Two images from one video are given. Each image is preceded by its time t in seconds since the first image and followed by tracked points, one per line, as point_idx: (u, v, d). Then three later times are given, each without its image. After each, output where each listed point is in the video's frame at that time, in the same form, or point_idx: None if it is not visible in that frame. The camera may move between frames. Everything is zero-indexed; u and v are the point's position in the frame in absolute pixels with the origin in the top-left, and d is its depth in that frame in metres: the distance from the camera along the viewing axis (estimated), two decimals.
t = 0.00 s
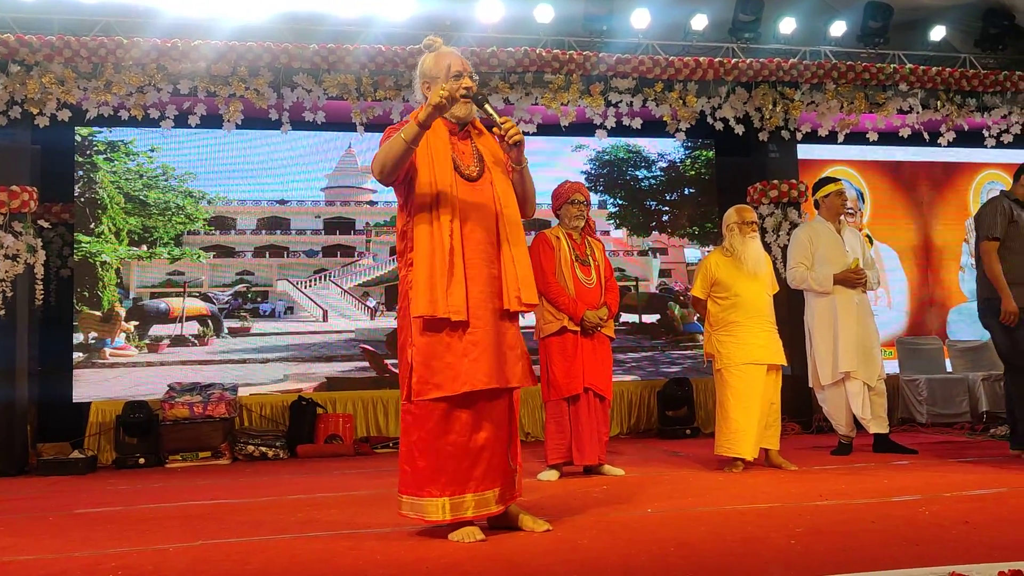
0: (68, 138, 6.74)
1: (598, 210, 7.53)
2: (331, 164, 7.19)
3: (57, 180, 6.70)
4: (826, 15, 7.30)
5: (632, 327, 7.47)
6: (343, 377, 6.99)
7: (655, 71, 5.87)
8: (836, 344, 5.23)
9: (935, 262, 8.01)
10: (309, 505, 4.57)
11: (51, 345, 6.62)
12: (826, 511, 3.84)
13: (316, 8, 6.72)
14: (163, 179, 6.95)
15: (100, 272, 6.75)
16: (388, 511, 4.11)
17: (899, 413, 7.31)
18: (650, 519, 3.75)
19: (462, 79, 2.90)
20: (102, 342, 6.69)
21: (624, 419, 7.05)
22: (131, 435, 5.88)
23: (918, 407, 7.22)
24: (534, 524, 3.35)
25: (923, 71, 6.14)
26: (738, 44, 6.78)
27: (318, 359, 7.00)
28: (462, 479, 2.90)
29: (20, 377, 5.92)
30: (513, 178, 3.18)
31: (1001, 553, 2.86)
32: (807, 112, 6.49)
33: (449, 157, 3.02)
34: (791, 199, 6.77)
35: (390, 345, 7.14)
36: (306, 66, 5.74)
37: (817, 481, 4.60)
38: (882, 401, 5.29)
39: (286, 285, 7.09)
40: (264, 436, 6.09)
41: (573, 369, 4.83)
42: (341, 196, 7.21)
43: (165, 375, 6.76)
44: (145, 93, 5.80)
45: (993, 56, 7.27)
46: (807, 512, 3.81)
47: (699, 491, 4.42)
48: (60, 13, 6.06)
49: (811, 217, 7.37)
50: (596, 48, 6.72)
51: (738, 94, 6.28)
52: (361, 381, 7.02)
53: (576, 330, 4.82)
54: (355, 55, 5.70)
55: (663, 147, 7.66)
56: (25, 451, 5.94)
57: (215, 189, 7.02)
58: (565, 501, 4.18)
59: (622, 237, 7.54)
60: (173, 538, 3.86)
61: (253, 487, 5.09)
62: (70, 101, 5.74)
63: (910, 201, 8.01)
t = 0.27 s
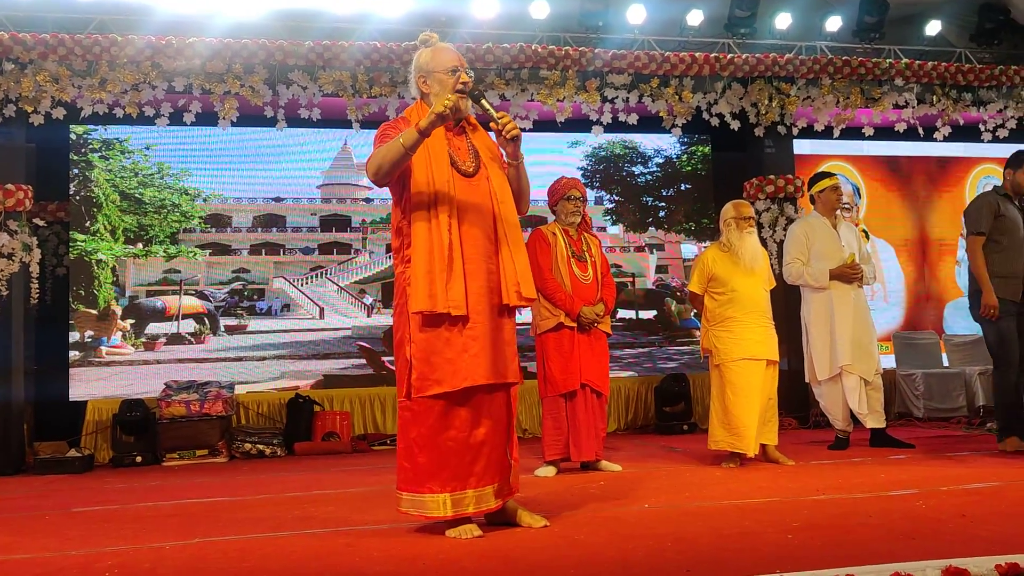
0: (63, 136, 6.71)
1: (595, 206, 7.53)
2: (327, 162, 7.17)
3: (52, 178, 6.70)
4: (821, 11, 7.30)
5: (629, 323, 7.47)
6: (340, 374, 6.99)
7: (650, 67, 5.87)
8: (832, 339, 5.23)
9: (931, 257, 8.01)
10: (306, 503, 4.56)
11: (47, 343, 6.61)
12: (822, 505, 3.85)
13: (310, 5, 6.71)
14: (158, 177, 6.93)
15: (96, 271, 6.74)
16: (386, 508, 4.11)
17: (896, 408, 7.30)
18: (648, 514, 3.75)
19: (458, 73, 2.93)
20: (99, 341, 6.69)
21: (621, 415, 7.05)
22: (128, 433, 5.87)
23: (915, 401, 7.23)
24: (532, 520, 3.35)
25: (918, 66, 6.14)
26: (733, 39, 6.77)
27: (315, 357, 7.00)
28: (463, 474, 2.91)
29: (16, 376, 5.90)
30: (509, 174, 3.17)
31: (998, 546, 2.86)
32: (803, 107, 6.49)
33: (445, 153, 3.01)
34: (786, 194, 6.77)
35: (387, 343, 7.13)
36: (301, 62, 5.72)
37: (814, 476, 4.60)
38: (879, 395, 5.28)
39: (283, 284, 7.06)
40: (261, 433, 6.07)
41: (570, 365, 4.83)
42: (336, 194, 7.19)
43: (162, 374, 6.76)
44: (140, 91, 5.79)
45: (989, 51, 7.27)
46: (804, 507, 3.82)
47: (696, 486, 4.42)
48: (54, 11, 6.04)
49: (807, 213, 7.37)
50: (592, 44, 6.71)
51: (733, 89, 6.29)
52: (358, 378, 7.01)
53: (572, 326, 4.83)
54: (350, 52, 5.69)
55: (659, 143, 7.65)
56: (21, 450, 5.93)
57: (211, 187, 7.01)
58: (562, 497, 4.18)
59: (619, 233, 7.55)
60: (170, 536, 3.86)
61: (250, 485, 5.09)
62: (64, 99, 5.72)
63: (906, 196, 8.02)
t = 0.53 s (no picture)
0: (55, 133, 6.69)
1: (589, 202, 7.53)
2: (321, 158, 7.15)
3: (44, 173, 6.71)
4: (814, 5, 7.30)
5: (624, 319, 7.46)
6: (334, 371, 7.00)
7: (644, 62, 5.86)
8: (826, 333, 5.23)
9: (924, 251, 8.03)
10: (301, 500, 4.55)
11: (40, 341, 6.61)
12: (817, 499, 3.85)
13: None
14: (151, 174, 6.92)
15: (89, 268, 6.73)
16: (380, 505, 4.10)
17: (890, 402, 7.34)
18: (642, 509, 3.76)
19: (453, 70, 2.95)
20: (92, 338, 6.67)
21: (616, 410, 7.05)
22: (121, 431, 5.86)
23: (909, 395, 7.24)
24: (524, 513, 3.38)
25: (911, 60, 6.14)
26: (727, 33, 6.76)
27: (309, 353, 6.99)
28: (461, 469, 2.92)
29: (9, 374, 5.88)
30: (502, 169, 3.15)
31: (992, 540, 2.86)
32: (796, 101, 6.49)
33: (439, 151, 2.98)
34: (780, 188, 6.76)
35: (381, 339, 7.13)
36: (294, 58, 5.71)
37: (809, 470, 4.61)
38: (872, 389, 5.29)
39: (276, 279, 7.06)
40: (256, 430, 6.08)
41: (564, 361, 4.81)
42: (329, 189, 7.18)
43: (156, 370, 6.74)
44: (132, 88, 5.77)
45: (982, 45, 7.28)
46: (798, 501, 3.83)
47: (691, 481, 4.42)
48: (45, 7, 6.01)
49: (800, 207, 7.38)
50: (586, 39, 6.70)
51: (728, 83, 6.27)
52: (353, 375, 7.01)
53: (567, 321, 4.83)
54: (343, 47, 5.67)
55: (653, 137, 7.64)
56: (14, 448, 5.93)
57: (203, 183, 6.99)
58: (557, 492, 4.17)
59: (613, 228, 7.54)
60: (163, 533, 3.84)
61: (245, 482, 5.08)
62: (56, 95, 5.69)
63: (900, 190, 8.03)
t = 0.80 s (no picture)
0: (43, 126, 6.64)
1: (580, 195, 7.53)
2: (310, 151, 7.14)
3: (33, 168, 6.63)
4: None
5: (616, 312, 7.47)
6: (325, 365, 6.97)
7: (635, 54, 5.84)
8: (817, 325, 5.25)
9: (915, 244, 8.04)
10: (292, 494, 4.55)
11: (28, 336, 6.54)
12: (808, 491, 3.86)
13: None
14: (140, 167, 6.88)
15: (78, 262, 6.69)
16: (371, 499, 4.10)
17: (881, 394, 7.39)
18: (634, 502, 3.75)
19: (447, 62, 2.95)
20: (82, 332, 6.64)
21: (608, 404, 7.05)
22: (111, 425, 5.85)
23: (900, 387, 7.27)
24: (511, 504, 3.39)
25: (903, 53, 6.14)
26: (718, 26, 6.76)
27: (299, 348, 6.96)
28: (456, 462, 2.90)
29: None
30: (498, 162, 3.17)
31: (981, 531, 2.87)
32: (788, 94, 6.49)
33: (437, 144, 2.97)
34: (772, 181, 6.79)
35: (372, 333, 7.11)
36: (284, 51, 5.69)
37: (800, 463, 4.62)
38: (863, 381, 5.31)
39: (266, 274, 7.04)
40: (247, 424, 6.06)
41: (555, 354, 4.81)
42: (321, 181, 7.19)
43: (145, 365, 6.72)
44: (120, 81, 5.74)
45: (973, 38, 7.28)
46: (789, 493, 3.83)
47: (682, 474, 4.43)
48: None
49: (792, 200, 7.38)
50: (577, 32, 6.69)
51: (718, 76, 6.30)
52: (344, 369, 6.99)
53: (558, 314, 4.82)
54: (333, 40, 5.64)
55: (645, 130, 7.64)
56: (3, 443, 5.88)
57: (193, 176, 6.95)
58: (549, 485, 4.17)
59: (605, 221, 7.55)
60: (153, 528, 3.83)
61: (236, 476, 5.07)
62: (44, 88, 5.66)
63: (891, 183, 8.05)
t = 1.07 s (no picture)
0: (30, 118, 6.59)
1: (570, 187, 7.52)
2: (299, 143, 7.10)
3: (20, 160, 6.60)
4: None
5: (606, 305, 7.46)
6: (315, 358, 6.96)
7: (626, 46, 5.83)
8: (808, 318, 5.26)
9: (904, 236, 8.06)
10: (282, 487, 4.53)
11: (17, 329, 6.50)
12: (797, 483, 3.86)
13: None
14: (128, 159, 6.85)
15: (65, 255, 6.65)
16: (360, 492, 4.09)
17: (870, 386, 7.41)
18: (624, 493, 3.75)
19: (447, 55, 3.01)
20: (70, 326, 6.61)
21: (598, 396, 7.05)
22: (99, 419, 5.83)
23: (889, 378, 7.29)
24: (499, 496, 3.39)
25: (893, 45, 6.14)
26: (708, 18, 6.75)
27: (289, 341, 6.95)
28: (451, 451, 2.89)
29: None
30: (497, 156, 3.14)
31: (968, 520, 2.88)
32: (778, 86, 6.49)
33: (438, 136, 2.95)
34: (763, 173, 6.82)
35: (362, 326, 7.09)
36: (272, 42, 5.65)
37: (790, 454, 4.63)
38: (852, 373, 5.33)
39: (256, 266, 7.01)
40: (236, 418, 6.06)
41: (546, 346, 4.79)
42: (309, 174, 7.16)
43: (134, 358, 6.69)
44: (107, 72, 5.71)
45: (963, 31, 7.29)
46: (779, 484, 3.83)
47: (672, 466, 4.43)
48: None
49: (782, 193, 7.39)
50: (567, 24, 6.66)
51: (709, 69, 6.32)
52: (334, 362, 6.97)
53: (549, 306, 4.81)
54: (322, 31, 5.61)
55: (635, 122, 7.63)
56: None
57: (182, 169, 6.92)
58: (539, 477, 4.17)
59: (595, 214, 7.53)
60: (141, 521, 3.81)
61: (225, 470, 5.05)
62: (30, 80, 5.62)
63: (881, 176, 8.07)
